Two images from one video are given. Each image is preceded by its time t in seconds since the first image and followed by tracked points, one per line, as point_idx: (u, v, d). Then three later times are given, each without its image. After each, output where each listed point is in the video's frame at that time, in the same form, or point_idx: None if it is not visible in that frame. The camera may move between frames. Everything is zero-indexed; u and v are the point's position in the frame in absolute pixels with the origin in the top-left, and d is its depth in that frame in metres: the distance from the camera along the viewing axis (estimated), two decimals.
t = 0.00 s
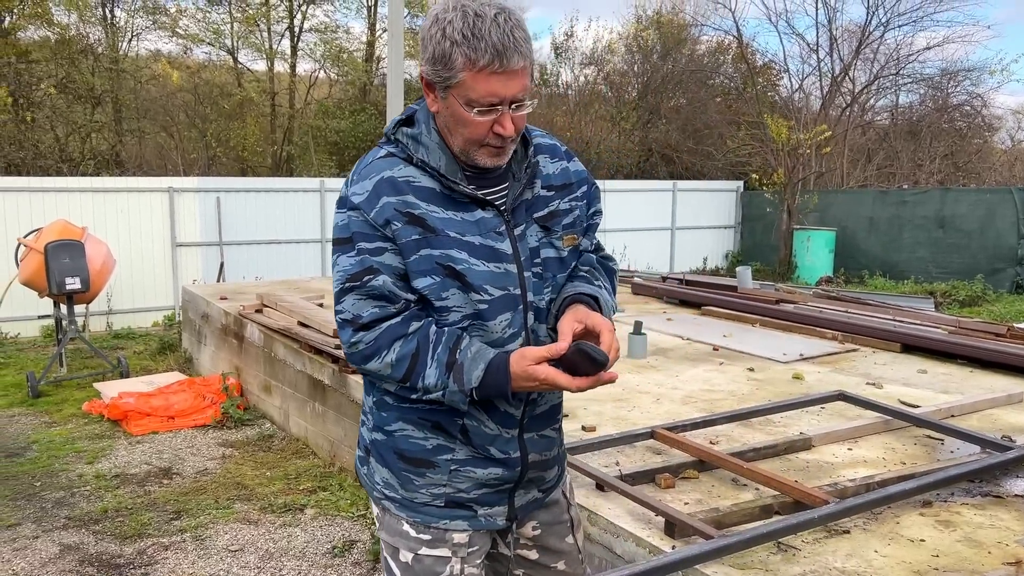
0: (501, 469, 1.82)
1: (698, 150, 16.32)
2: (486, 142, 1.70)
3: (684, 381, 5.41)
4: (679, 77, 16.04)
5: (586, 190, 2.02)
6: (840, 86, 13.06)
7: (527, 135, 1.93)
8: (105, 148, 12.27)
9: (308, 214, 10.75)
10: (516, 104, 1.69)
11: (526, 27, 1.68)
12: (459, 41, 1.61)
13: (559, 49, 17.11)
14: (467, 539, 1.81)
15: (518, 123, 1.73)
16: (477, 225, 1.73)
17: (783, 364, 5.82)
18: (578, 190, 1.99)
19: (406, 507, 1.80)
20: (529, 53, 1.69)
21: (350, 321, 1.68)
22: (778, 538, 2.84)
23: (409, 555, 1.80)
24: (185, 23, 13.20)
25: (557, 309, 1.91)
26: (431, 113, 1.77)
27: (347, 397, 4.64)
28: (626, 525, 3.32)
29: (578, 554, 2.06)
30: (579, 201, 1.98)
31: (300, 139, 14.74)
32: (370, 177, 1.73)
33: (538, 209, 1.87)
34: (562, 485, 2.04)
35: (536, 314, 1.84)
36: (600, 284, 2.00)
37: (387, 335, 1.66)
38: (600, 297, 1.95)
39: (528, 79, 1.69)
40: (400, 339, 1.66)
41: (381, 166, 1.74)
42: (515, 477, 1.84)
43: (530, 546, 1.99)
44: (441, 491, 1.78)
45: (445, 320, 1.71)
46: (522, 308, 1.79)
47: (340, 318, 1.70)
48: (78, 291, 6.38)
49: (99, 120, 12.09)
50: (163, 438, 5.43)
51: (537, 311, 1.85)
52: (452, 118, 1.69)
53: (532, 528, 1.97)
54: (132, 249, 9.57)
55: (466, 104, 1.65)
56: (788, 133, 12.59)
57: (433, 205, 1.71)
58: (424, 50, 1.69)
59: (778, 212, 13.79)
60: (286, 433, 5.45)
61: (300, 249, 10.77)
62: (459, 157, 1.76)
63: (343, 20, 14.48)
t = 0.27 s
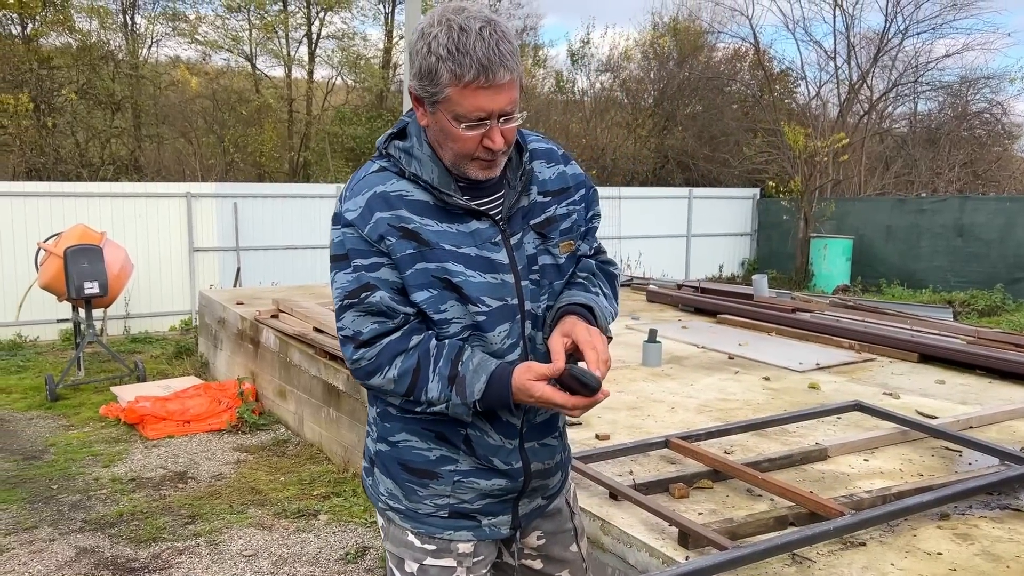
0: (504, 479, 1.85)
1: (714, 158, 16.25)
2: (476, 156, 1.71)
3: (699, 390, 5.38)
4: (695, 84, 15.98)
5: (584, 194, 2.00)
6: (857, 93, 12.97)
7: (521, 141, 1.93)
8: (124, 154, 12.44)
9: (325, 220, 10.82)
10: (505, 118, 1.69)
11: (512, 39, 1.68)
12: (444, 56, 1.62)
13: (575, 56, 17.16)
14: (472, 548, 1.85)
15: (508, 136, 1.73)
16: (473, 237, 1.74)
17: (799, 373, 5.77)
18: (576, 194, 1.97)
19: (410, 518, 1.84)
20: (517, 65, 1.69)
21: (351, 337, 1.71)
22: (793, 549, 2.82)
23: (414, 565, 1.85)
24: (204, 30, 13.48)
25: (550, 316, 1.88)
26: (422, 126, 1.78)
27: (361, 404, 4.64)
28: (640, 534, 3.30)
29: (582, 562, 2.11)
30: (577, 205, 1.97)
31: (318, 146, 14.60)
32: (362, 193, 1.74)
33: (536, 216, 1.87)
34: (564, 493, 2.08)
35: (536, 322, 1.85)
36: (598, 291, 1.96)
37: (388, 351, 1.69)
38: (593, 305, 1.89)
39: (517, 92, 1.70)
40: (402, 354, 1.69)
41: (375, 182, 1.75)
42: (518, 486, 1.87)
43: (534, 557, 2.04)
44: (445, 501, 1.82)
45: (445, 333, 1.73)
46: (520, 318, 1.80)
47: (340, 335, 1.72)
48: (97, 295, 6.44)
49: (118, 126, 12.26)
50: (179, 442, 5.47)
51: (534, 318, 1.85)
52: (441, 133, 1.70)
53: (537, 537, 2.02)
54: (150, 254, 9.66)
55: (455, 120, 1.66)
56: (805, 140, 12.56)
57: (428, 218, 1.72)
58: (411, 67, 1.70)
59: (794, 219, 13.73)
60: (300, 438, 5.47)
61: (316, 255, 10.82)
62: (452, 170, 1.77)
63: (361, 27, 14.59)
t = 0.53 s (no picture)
0: (504, 490, 1.84)
1: (728, 164, 16.14)
2: (470, 168, 1.71)
3: (709, 399, 5.34)
4: (710, 90, 15.88)
5: (580, 201, 2.01)
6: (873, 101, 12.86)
7: (517, 150, 1.93)
8: (141, 159, 12.57)
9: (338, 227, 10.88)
10: (497, 128, 1.68)
11: (504, 49, 1.66)
12: (434, 68, 1.61)
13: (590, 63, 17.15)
14: (473, 559, 1.84)
15: (502, 146, 1.72)
16: (471, 247, 1.74)
17: (810, 383, 5.71)
18: (573, 201, 1.99)
19: (411, 529, 1.84)
20: (509, 75, 1.68)
21: (350, 350, 1.71)
22: (799, 561, 2.78)
23: None
24: (221, 36, 13.65)
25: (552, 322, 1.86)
26: (416, 137, 1.78)
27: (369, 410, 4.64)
28: (645, 545, 3.27)
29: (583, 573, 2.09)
30: (574, 212, 1.97)
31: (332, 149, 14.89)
32: (359, 205, 1.74)
33: (533, 224, 1.86)
34: (565, 502, 2.07)
35: (535, 331, 1.85)
36: (598, 296, 1.96)
37: (388, 364, 1.68)
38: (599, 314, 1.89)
39: (509, 101, 1.68)
40: (401, 367, 1.68)
41: (371, 193, 1.75)
42: (519, 497, 1.86)
43: (534, 567, 2.03)
44: (446, 512, 1.81)
45: (444, 344, 1.73)
46: (518, 327, 1.79)
47: (341, 348, 1.72)
48: (110, 300, 6.51)
49: (136, 132, 12.39)
50: (189, 447, 5.50)
51: (532, 326, 1.84)
52: (435, 145, 1.70)
53: (538, 547, 2.01)
54: (165, 259, 9.76)
55: (448, 132, 1.66)
56: (819, 147, 12.48)
57: (424, 229, 1.71)
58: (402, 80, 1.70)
59: (809, 227, 13.62)
60: (310, 444, 5.49)
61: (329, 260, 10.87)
62: (449, 181, 1.77)
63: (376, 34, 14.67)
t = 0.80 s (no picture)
0: (502, 497, 1.83)
1: (740, 170, 16.11)
2: (469, 176, 1.71)
3: (716, 406, 5.30)
4: (723, 96, 15.82)
5: (583, 210, 1.98)
6: (886, 106, 12.78)
7: (518, 158, 1.91)
8: (155, 164, 12.66)
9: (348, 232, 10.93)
10: (495, 137, 1.68)
11: (502, 58, 1.66)
12: (431, 78, 1.61)
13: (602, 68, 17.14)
14: (471, 566, 1.83)
15: (501, 154, 1.72)
16: (470, 254, 1.73)
17: (819, 390, 5.66)
18: (574, 210, 1.96)
19: (409, 535, 1.83)
20: (507, 83, 1.67)
21: (348, 355, 1.71)
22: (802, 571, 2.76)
23: None
24: (235, 42, 13.80)
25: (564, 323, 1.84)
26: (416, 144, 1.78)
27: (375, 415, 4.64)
28: (647, 553, 3.25)
29: None
30: (575, 221, 1.95)
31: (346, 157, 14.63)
32: (359, 211, 1.74)
33: (533, 232, 1.85)
34: (565, 510, 2.05)
35: (535, 339, 1.83)
36: (600, 304, 1.93)
37: (385, 369, 1.68)
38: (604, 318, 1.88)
39: (507, 110, 1.68)
40: (398, 372, 1.68)
41: (371, 200, 1.75)
42: (517, 504, 1.85)
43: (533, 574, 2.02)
44: (443, 518, 1.81)
45: (442, 350, 1.72)
46: (517, 335, 1.78)
47: (339, 353, 1.73)
48: (121, 303, 6.56)
49: (150, 136, 12.49)
50: (197, 450, 5.53)
51: (532, 335, 1.82)
52: (434, 152, 1.70)
53: (538, 554, 2.00)
54: (176, 263, 9.84)
55: (446, 140, 1.66)
56: (832, 153, 12.41)
57: (423, 236, 1.71)
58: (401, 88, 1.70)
59: (821, 233, 13.53)
60: (317, 448, 5.50)
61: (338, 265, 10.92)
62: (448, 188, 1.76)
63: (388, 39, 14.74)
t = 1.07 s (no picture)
0: (506, 499, 1.83)
1: (750, 174, 16.07)
2: (481, 180, 1.70)
3: (723, 410, 5.28)
4: (732, 100, 15.79)
5: (592, 217, 1.98)
6: (896, 111, 12.72)
7: (530, 164, 1.91)
8: (166, 167, 12.68)
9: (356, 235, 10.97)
10: (508, 142, 1.68)
11: (517, 64, 1.66)
12: (447, 82, 1.61)
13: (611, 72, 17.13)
14: (476, 566, 1.83)
15: (513, 159, 1.72)
16: (479, 258, 1.74)
17: (826, 395, 5.63)
18: (584, 218, 1.96)
19: (414, 535, 1.83)
20: (521, 90, 1.68)
21: (356, 355, 1.71)
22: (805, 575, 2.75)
23: None
24: (245, 46, 13.93)
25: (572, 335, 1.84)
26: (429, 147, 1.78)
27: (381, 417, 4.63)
28: (651, 557, 3.24)
29: None
30: (585, 228, 1.95)
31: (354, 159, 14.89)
32: (371, 212, 1.74)
33: (543, 238, 1.85)
34: (570, 512, 2.05)
35: (541, 345, 1.83)
36: (608, 314, 1.94)
37: (392, 371, 1.68)
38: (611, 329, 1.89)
39: (521, 116, 1.68)
40: (405, 374, 1.68)
41: (383, 201, 1.75)
42: (520, 507, 1.85)
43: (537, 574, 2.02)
44: (448, 519, 1.81)
45: (449, 353, 1.72)
46: (524, 339, 1.78)
47: (347, 352, 1.72)
48: (130, 305, 6.60)
49: (161, 140, 12.54)
50: (204, 452, 5.56)
51: (539, 340, 1.83)
52: (447, 156, 1.70)
53: (542, 556, 2.00)
54: (185, 265, 9.89)
55: (460, 144, 1.66)
56: (841, 158, 12.38)
57: (433, 239, 1.72)
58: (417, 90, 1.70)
59: (831, 237, 13.47)
60: (323, 450, 5.51)
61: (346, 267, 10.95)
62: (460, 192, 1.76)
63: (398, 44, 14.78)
